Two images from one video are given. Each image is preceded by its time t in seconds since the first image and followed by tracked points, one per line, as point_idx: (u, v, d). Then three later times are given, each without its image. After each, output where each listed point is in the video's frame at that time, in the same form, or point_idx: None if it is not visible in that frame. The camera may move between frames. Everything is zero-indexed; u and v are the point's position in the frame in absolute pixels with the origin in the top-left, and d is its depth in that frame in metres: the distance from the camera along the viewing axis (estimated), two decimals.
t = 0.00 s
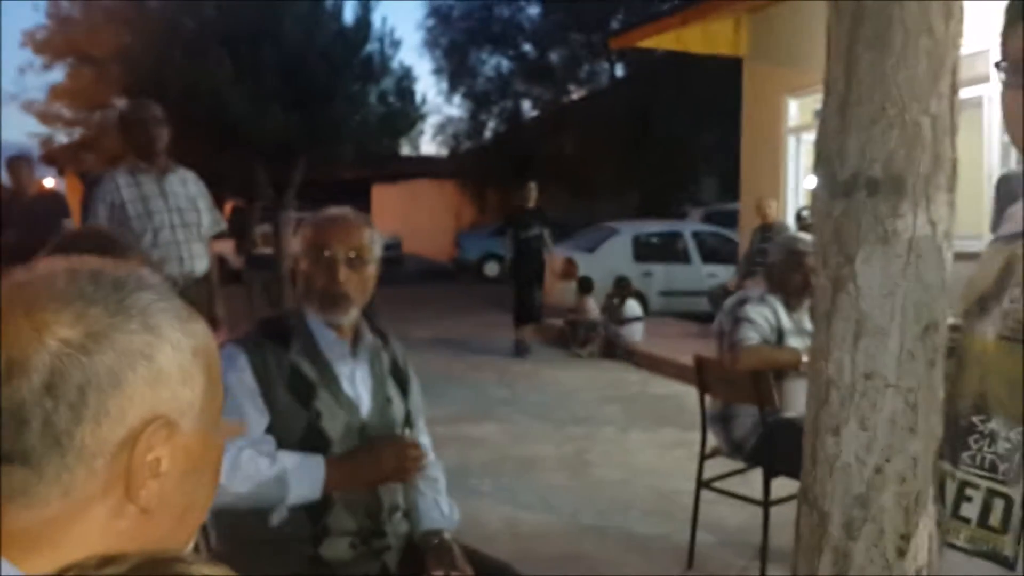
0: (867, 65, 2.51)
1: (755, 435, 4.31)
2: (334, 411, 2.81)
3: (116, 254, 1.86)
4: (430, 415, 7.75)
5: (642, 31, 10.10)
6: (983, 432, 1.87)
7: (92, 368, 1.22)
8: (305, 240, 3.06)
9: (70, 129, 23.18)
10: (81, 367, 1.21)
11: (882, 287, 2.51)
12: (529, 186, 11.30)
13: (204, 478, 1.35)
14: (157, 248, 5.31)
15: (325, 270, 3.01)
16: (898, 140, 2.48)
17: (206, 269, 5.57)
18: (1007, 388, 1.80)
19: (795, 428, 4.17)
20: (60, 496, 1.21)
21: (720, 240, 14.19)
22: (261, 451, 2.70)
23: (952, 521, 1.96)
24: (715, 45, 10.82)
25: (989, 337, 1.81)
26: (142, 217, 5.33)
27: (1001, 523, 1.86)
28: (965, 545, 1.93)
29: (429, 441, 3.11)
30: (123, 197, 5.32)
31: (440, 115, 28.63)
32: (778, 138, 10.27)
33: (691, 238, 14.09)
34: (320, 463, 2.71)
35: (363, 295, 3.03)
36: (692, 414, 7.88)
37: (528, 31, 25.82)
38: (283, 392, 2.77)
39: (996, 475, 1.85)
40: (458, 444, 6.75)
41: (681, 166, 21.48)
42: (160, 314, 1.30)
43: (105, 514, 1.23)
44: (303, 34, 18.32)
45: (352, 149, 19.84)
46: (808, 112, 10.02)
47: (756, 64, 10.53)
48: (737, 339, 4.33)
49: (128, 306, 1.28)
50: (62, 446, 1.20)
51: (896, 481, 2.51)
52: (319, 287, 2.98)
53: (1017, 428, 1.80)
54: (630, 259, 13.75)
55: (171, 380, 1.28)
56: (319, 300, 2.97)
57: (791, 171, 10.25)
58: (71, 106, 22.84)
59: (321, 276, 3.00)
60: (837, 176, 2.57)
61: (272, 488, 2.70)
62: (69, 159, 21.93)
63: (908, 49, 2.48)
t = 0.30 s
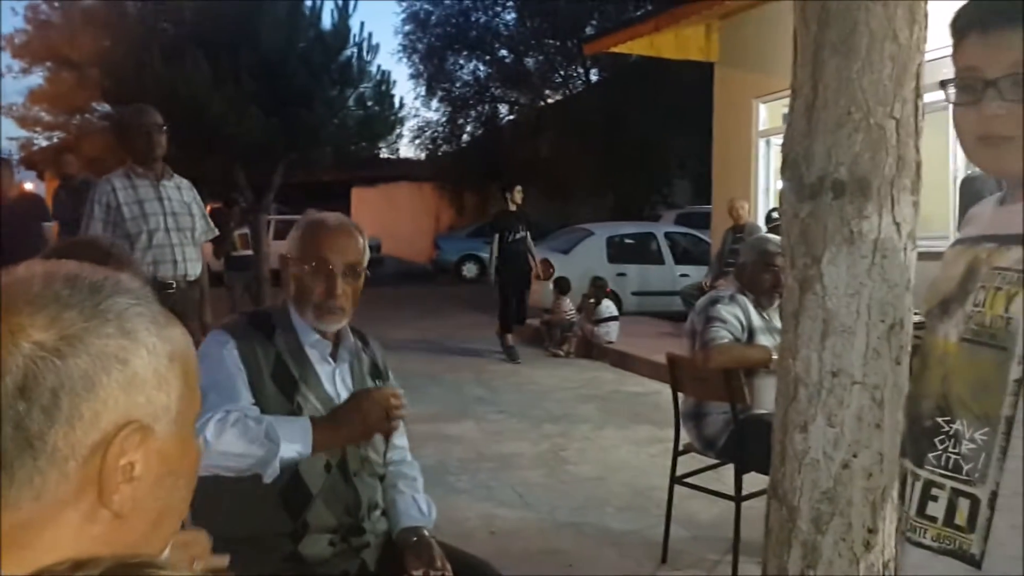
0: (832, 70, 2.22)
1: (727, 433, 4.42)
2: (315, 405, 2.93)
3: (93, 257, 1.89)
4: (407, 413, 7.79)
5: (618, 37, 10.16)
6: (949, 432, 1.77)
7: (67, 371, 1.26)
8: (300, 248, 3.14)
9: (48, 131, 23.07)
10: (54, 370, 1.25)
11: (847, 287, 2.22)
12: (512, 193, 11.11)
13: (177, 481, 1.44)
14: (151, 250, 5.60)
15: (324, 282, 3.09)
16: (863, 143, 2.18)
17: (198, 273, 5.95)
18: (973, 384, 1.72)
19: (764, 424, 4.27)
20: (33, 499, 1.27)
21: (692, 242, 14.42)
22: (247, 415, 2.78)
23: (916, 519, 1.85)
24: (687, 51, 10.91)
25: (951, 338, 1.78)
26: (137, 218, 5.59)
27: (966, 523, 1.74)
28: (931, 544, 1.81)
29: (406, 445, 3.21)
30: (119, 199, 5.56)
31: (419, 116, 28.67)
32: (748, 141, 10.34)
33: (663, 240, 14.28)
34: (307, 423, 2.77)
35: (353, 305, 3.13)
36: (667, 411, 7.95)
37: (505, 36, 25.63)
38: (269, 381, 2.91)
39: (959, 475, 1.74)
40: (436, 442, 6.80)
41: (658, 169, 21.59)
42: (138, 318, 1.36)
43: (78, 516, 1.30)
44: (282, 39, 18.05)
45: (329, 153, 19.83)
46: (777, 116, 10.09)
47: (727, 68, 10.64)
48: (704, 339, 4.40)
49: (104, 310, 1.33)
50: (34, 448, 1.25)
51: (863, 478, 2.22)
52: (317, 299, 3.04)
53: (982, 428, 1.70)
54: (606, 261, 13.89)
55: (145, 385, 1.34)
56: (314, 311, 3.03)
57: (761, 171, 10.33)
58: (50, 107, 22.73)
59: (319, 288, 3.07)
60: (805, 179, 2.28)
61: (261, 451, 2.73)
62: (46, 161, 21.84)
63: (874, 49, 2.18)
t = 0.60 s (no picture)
0: (811, 67, 2.20)
1: (709, 430, 4.43)
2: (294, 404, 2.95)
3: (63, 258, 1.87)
4: (391, 412, 7.79)
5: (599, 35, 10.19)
6: (928, 430, 1.77)
7: (33, 371, 1.24)
8: (306, 262, 3.03)
9: (28, 130, 22.87)
10: (21, 370, 1.24)
11: (827, 283, 2.20)
12: (504, 186, 10.79)
13: (149, 485, 1.43)
14: (155, 247, 5.65)
15: (333, 296, 3.04)
16: (842, 140, 2.17)
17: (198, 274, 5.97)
18: (951, 381, 1.73)
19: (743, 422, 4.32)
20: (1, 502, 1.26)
21: (673, 238, 14.49)
22: (232, 410, 2.78)
23: (895, 517, 1.85)
24: (667, 49, 10.90)
25: (929, 335, 1.80)
26: (141, 216, 5.64)
27: (945, 521, 1.74)
28: (910, 542, 1.81)
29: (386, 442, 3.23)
30: (125, 197, 5.60)
31: (402, 114, 28.68)
32: (730, 138, 10.38)
33: (645, 236, 14.28)
34: (291, 410, 2.76)
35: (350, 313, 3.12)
36: (650, 408, 7.97)
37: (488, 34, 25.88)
38: (251, 379, 2.92)
39: (938, 473, 1.74)
40: (420, 441, 6.79)
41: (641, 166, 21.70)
42: (106, 317, 1.35)
43: (48, 519, 1.29)
44: (262, 37, 18.09)
45: (311, 150, 19.91)
46: (758, 113, 10.13)
47: (708, 65, 10.70)
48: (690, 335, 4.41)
49: (71, 310, 1.32)
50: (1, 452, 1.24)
51: (842, 474, 2.21)
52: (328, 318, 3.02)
53: (961, 426, 1.70)
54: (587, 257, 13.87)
55: (113, 386, 1.33)
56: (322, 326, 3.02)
57: (743, 167, 10.36)
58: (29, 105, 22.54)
59: (327, 303, 3.03)
60: (783, 177, 2.25)
61: (254, 442, 2.72)
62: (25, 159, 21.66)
63: (852, 47, 2.17)
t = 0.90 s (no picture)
0: (795, 65, 2.19)
1: (694, 427, 4.45)
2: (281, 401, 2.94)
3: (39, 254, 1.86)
4: (376, 409, 7.78)
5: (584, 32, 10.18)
6: (911, 429, 1.79)
7: (8, 368, 1.23)
8: (299, 268, 3.02)
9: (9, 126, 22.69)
10: None
11: (810, 281, 2.20)
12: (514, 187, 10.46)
13: (127, 484, 1.42)
14: (156, 242, 5.54)
15: (322, 300, 3.06)
16: (825, 138, 2.16)
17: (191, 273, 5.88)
18: (933, 378, 1.75)
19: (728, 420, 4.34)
20: None
21: (656, 236, 14.55)
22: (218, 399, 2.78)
23: (879, 517, 1.87)
24: (653, 45, 10.98)
25: (913, 333, 1.81)
26: (144, 210, 5.51)
27: (929, 521, 1.77)
28: (894, 541, 1.83)
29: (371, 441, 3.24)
30: (128, 191, 5.47)
31: (387, 111, 28.67)
32: (715, 136, 10.40)
33: (628, 234, 14.29)
34: (273, 390, 2.75)
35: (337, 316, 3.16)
36: (634, 405, 7.99)
37: (473, 31, 25.92)
38: (237, 375, 2.92)
39: (922, 472, 1.76)
40: (405, 438, 6.78)
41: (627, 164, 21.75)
42: (82, 314, 1.35)
43: (24, 518, 1.28)
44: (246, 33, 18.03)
45: (296, 147, 19.89)
46: (743, 111, 10.13)
47: (693, 63, 10.72)
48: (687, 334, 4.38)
49: (47, 306, 1.31)
50: None
51: (826, 471, 2.20)
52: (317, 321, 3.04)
53: (944, 425, 1.72)
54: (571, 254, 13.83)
55: (90, 384, 1.32)
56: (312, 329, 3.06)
57: (728, 165, 10.38)
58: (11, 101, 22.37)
59: (316, 306, 3.05)
60: (768, 174, 2.25)
61: (242, 426, 2.72)
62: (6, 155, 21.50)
63: (836, 45, 2.16)
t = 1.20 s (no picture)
0: (777, 65, 2.19)
1: (676, 426, 4.47)
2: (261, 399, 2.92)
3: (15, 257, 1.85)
4: (358, 409, 7.76)
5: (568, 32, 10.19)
6: (894, 430, 1.83)
7: None
8: (280, 267, 3.01)
9: None
10: None
11: (791, 280, 2.20)
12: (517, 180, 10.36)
13: (101, 486, 1.41)
14: (151, 242, 5.44)
15: (304, 298, 3.05)
16: (805, 138, 2.16)
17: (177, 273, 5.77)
18: (917, 378, 1.78)
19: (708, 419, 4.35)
20: None
21: (637, 235, 14.58)
22: (202, 392, 2.77)
23: (862, 517, 1.91)
24: (637, 44, 10.98)
25: (896, 334, 1.86)
26: (139, 210, 5.42)
27: (912, 521, 1.80)
28: (878, 541, 1.87)
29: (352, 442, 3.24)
30: (123, 191, 5.38)
31: (370, 111, 28.69)
32: (697, 136, 10.41)
33: (609, 233, 14.30)
34: (258, 381, 2.75)
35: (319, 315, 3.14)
36: (616, 404, 8.01)
37: (456, 30, 25.93)
38: (218, 372, 2.91)
39: (906, 473, 1.79)
40: (388, 438, 6.76)
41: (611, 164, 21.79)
42: (56, 314, 1.35)
43: None
44: (228, 32, 17.84)
45: (278, 147, 19.77)
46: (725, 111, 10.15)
47: (676, 63, 10.75)
48: (680, 337, 4.43)
49: (20, 306, 1.32)
50: None
51: (806, 469, 2.20)
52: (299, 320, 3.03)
53: (926, 425, 1.76)
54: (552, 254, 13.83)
55: (64, 385, 1.31)
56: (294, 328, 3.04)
57: (710, 165, 10.41)
58: None
59: (298, 304, 3.04)
60: (749, 173, 2.26)
61: (230, 417, 2.71)
62: None
63: (817, 45, 2.16)
